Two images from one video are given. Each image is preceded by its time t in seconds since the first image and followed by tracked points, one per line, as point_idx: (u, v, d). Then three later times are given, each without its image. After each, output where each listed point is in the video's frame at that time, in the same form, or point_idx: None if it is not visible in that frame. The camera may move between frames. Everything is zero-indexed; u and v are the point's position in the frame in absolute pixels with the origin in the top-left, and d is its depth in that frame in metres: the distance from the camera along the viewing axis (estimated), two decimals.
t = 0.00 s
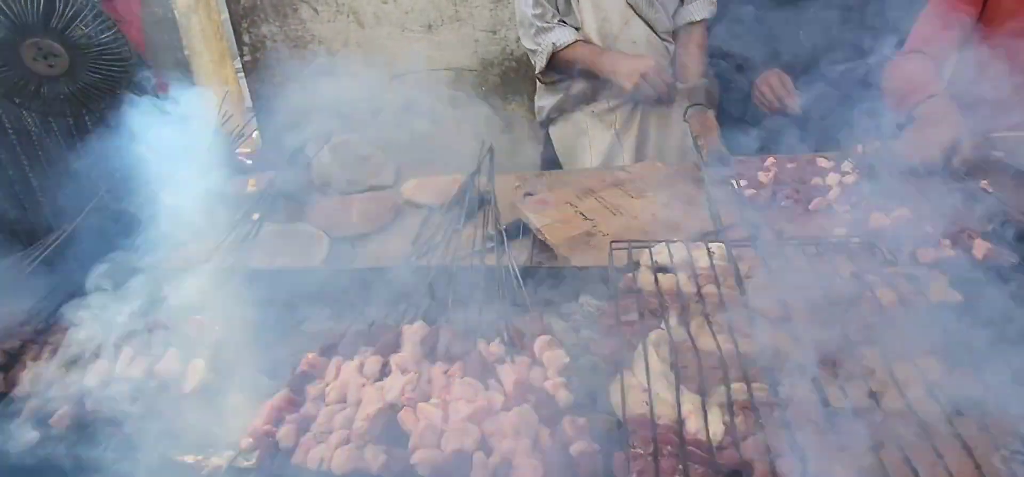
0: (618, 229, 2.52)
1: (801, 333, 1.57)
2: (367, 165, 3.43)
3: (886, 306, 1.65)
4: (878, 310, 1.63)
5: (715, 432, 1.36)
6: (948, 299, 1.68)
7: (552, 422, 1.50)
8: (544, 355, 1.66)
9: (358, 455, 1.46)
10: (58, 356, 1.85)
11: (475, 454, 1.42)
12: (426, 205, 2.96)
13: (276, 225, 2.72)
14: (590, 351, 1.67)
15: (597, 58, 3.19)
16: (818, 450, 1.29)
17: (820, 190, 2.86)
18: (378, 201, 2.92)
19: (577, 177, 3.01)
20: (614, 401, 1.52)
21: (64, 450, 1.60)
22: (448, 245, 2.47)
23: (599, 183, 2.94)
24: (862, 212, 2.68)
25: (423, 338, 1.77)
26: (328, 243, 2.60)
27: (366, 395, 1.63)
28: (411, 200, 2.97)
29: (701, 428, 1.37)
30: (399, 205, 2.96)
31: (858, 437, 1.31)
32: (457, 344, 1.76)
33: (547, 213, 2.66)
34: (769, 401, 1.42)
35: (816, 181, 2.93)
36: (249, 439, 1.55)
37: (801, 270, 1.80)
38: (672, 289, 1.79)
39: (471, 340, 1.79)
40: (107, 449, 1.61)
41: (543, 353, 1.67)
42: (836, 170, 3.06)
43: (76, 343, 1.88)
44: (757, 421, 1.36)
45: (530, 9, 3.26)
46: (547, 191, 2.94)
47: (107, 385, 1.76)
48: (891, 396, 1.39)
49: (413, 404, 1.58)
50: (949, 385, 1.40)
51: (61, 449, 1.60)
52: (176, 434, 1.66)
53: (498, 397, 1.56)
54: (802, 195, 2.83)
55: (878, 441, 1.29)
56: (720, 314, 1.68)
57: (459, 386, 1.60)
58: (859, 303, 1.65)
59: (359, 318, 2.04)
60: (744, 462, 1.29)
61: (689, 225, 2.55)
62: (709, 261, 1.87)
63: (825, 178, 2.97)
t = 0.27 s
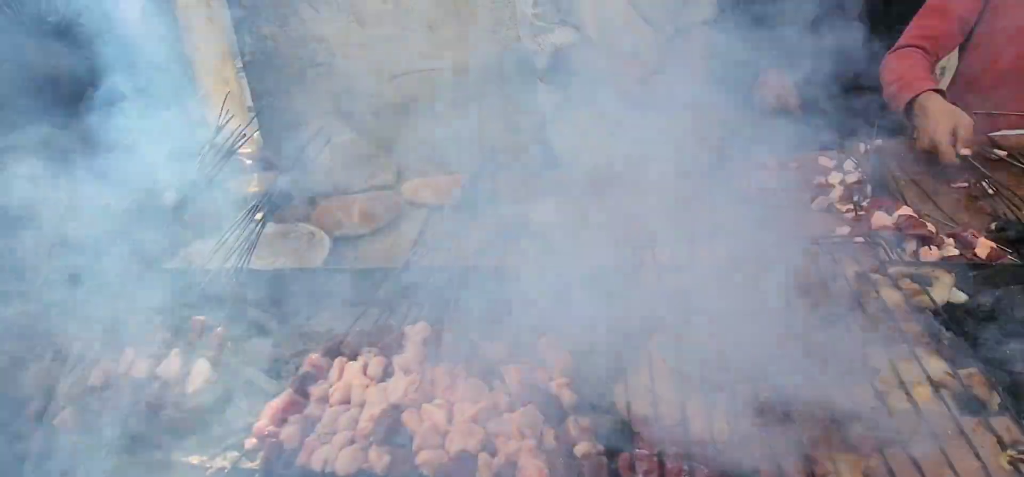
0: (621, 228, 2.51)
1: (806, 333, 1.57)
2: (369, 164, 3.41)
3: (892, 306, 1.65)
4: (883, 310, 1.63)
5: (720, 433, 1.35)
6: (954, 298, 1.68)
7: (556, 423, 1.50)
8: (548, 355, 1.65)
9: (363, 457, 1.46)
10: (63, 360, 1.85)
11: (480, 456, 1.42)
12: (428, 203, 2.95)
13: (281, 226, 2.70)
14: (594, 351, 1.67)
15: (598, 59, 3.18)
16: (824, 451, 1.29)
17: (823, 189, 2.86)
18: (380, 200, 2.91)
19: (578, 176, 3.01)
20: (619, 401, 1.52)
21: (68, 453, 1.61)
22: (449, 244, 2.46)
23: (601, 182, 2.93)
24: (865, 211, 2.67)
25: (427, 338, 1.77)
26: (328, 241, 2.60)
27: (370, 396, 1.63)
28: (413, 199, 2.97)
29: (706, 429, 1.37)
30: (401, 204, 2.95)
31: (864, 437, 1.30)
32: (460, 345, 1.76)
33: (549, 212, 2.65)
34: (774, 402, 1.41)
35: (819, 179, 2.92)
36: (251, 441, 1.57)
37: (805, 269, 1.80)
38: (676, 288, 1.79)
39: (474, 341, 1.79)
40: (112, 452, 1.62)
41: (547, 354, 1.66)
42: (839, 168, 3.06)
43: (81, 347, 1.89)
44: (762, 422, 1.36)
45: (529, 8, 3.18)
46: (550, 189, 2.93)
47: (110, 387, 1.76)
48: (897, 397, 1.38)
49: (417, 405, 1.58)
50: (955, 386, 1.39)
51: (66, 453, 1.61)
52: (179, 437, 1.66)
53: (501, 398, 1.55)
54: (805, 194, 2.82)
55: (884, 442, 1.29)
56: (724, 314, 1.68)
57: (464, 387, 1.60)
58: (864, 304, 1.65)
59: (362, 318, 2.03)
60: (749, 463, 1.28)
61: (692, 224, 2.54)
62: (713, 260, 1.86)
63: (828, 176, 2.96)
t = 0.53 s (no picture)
0: (624, 230, 2.51)
1: (811, 332, 1.56)
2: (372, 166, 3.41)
3: (897, 306, 1.64)
4: (888, 310, 1.62)
5: (726, 433, 1.35)
6: (959, 299, 1.68)
7: (561, 424, 1.49)
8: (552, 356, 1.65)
9: (366, 457, 1.46)
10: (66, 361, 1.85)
11: (484, 456, 1.42)
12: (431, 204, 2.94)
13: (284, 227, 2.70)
14: (598, 352, 1.66)
15: (600, 60, 3.19)
16: (831, 451, 1.28)
17: (826, 189, 2.85)
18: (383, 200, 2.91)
19: (579, 175, 3.01)
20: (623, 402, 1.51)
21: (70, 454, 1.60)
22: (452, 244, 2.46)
23: (603, 182, 2.92)
24: (868, 210, 2.66)
25: (431, 340, 1.77)
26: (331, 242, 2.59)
27: (374, 396, 1.62)
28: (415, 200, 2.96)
29: (711, 429, 1.36)
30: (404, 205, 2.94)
31: (871, 438, 1.29)
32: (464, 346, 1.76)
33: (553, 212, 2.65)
34: (780, 402, 1.41)
35: (822, 179, 2.92)
36: (255, 441, 1.57)
37: (810, 269, 1.79)
38: (681, 289, 1.78)
39: (478, 342, 1.79)
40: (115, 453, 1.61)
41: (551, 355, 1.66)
42: (842, 168, 3.05)
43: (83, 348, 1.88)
44: (768, 423, 1.35)
45: (533, 7, 3.22)
46: (552, 189, 2.93)
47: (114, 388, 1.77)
48: (903, 397, 1.38)
49: (421, 406, 1.57)
50: (962, 386, 1.38)
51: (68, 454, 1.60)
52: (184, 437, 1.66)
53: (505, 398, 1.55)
54: (808, 193, 2.81)
55: (891, 443, 1.28)
56: (729, 315, 1.67)
57: (467, 387, 1.59)
58: (868, 303, 1.64)
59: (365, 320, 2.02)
60: (755, 463, 1.28)
61: (695, 224, 2.53)
62: (717, 260, 1.86)
63: (831, 176, 2.95)
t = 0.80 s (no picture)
0: (626, 230, 2.50)
1: (815, 334, 1.56)
2: (372, 167, 3.39)
3: (901, 308, 1.62)
4: (892, 312, 1.61)
5: (729, 436, 1.34)
6: (964, 300, 1.67)
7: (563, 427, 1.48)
8: (555, 358, 1.64)
9: (367, 460, 1.45)
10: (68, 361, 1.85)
11: (486, 459, 1.41)
12: (432, 204, 2.92)
13: (286, 227, 2.69)
14: (600, 354, 1.65)
15: (602, 60, 3.18)
16: (836, 454, 1.27)
17: (829, 189, 2.84)
18: (384, 201, 2.91)
19: (581, 176, 3.00)
20: (626, 404, 1.50)
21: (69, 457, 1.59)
22: (453, 245, 2.45)
23: (605, 182, 2.91)
24: (871, 211, 2.65)
25: (432, 341, 1.76)
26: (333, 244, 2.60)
27: (375, 397, 1.61)
28: (417, 200, 2.94)
29: (715, 432, 1.35)
30: (405, 205, 2.93)
31: (875, 441, 1.28)
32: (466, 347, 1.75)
33: (554, 213, 2.63)
34: (784, 405, 1.40)
35: (825, 179, 2.91)
36: (256, 443, 1.56)
37: (813, 271, 1.78)
38: (683, 290, 1.78)
39: (479, 343, 1.78)
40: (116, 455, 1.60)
41: (553, 356, 1.65)
42: (845, 168, 3.04)
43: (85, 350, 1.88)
44: (772, 425, 1.34)
45: (535, 6, 3.29)
46: (554, 189, 2.91)
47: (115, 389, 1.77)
48: (909, 399, 1.37)
49: (422, 408, 1.57)
50: (967, 388, 1.37)
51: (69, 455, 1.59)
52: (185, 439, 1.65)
53: (507, 400, 1.54)
54: (810, 194, 2.80)
55: (896, 446, 1.27)
56: (732, 316, 1.66)
57: (469, 389, 1.58)
58: (873, 304, 1.63)
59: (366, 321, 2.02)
60: (759, 467, 1.27)
61: (697, 224, 2.52)
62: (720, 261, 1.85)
63: (834, 176, 2.94)
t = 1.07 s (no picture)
0: (629, 230, 2.49)
1: (821, 334, 1.54)
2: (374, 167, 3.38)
3: (908, 307, 1.60)
4: (899, 311, 1.59)
5: (735, 437, 1.32)
6: (970, 300, 1.66)
7: (567, 427, 1.47)
8: (558, 358, 1.63)
9: (370, 461, 1.44)
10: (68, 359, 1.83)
11: (489, 460, 1.40)
12: (434, 204, 2.91)
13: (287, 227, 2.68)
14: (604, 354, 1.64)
15: (604, 59, 3.17)
16: (842, 455, 1.26)
17: (832, 188, 2.82)
18: (386, 201, 2.90)
19: (584, 175, 2.99)
20: (630, 405, 1.49)
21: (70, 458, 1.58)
22: (455, 244, 2.43)
23: (608, 181, 2.90)
24: (875, 210, 2.64)
25: (434, 341, 1.75)
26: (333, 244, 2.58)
27: (378, 398, 1.60)
28: (419, 200, 2.93)
29: (720, 433, 1.34)
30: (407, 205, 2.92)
31: (882, 442, 1.27)
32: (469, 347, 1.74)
33: (557, 213, 2.62)
34: (790, 406, 1.38)
35: (829, 178, 2.90)
36: (258, 444, 1.55)
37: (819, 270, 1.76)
38: (687, 290, 1.76)
39: (483, 343, 1.77)
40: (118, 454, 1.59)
41: (557, 357, 1.63)
42: (848, 168, 3.03)
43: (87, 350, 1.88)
44: (778, 426, 1.33)
45: (538, 5, 3.30)
46: (556, 189, 2.90)
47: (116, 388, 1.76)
48: (916, 400, 1.35)
49: (425, 408, 1.55)
50: (975, 388, 1.36)
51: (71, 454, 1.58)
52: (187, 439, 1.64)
53: (511, 401, 1.53)
54: (813, 193, 2.79)
55: (904, 446, 1.26)
56: (737, 316, 1.64)
57: (471, 390, 1.57)
58: (879, 304, 1.62)
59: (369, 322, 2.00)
60: (765, 468, 1.26)
61: (701, 224, 2.51)
62: (725, 261, 1.84)
63: (837, 175, 2.93)
